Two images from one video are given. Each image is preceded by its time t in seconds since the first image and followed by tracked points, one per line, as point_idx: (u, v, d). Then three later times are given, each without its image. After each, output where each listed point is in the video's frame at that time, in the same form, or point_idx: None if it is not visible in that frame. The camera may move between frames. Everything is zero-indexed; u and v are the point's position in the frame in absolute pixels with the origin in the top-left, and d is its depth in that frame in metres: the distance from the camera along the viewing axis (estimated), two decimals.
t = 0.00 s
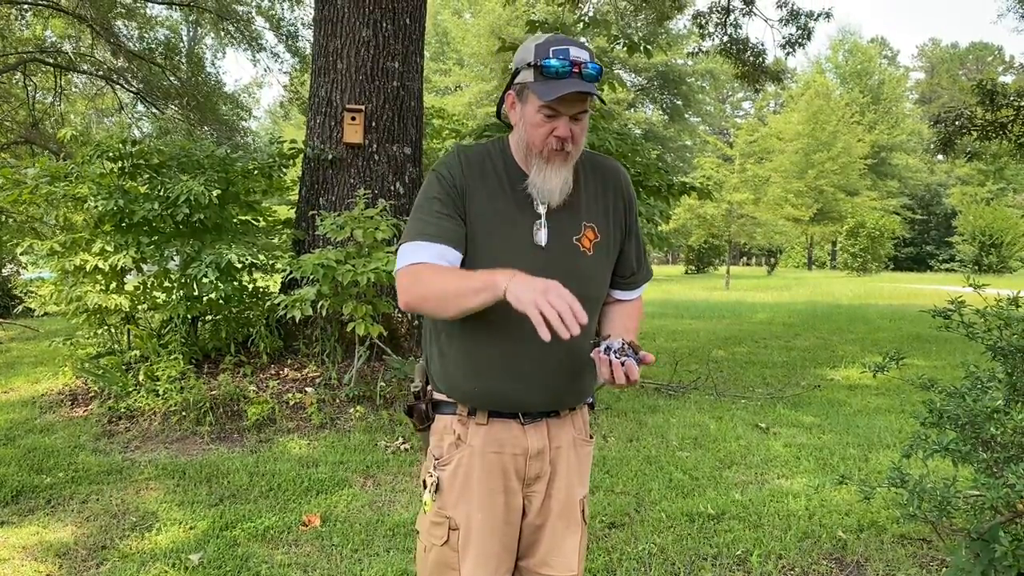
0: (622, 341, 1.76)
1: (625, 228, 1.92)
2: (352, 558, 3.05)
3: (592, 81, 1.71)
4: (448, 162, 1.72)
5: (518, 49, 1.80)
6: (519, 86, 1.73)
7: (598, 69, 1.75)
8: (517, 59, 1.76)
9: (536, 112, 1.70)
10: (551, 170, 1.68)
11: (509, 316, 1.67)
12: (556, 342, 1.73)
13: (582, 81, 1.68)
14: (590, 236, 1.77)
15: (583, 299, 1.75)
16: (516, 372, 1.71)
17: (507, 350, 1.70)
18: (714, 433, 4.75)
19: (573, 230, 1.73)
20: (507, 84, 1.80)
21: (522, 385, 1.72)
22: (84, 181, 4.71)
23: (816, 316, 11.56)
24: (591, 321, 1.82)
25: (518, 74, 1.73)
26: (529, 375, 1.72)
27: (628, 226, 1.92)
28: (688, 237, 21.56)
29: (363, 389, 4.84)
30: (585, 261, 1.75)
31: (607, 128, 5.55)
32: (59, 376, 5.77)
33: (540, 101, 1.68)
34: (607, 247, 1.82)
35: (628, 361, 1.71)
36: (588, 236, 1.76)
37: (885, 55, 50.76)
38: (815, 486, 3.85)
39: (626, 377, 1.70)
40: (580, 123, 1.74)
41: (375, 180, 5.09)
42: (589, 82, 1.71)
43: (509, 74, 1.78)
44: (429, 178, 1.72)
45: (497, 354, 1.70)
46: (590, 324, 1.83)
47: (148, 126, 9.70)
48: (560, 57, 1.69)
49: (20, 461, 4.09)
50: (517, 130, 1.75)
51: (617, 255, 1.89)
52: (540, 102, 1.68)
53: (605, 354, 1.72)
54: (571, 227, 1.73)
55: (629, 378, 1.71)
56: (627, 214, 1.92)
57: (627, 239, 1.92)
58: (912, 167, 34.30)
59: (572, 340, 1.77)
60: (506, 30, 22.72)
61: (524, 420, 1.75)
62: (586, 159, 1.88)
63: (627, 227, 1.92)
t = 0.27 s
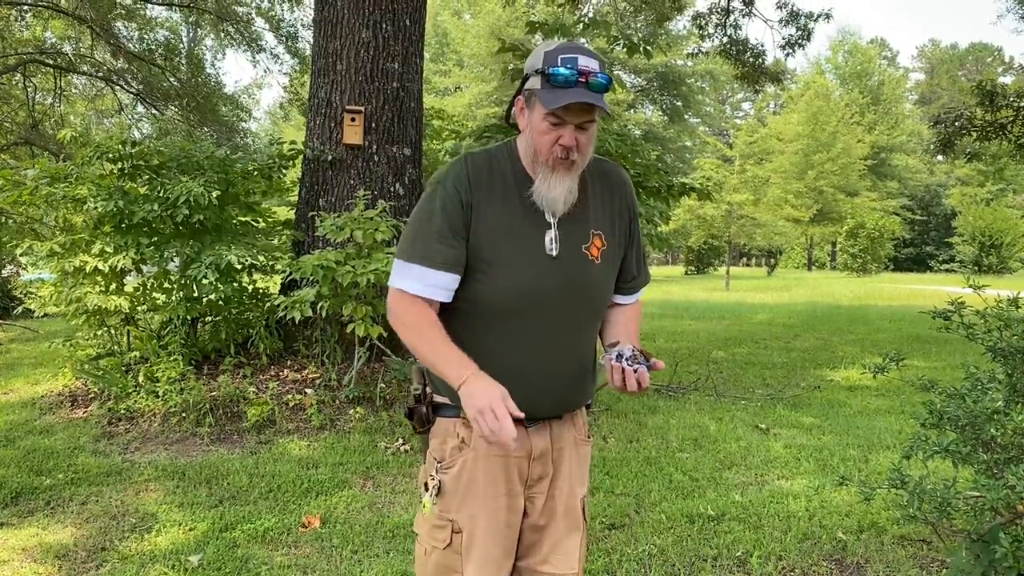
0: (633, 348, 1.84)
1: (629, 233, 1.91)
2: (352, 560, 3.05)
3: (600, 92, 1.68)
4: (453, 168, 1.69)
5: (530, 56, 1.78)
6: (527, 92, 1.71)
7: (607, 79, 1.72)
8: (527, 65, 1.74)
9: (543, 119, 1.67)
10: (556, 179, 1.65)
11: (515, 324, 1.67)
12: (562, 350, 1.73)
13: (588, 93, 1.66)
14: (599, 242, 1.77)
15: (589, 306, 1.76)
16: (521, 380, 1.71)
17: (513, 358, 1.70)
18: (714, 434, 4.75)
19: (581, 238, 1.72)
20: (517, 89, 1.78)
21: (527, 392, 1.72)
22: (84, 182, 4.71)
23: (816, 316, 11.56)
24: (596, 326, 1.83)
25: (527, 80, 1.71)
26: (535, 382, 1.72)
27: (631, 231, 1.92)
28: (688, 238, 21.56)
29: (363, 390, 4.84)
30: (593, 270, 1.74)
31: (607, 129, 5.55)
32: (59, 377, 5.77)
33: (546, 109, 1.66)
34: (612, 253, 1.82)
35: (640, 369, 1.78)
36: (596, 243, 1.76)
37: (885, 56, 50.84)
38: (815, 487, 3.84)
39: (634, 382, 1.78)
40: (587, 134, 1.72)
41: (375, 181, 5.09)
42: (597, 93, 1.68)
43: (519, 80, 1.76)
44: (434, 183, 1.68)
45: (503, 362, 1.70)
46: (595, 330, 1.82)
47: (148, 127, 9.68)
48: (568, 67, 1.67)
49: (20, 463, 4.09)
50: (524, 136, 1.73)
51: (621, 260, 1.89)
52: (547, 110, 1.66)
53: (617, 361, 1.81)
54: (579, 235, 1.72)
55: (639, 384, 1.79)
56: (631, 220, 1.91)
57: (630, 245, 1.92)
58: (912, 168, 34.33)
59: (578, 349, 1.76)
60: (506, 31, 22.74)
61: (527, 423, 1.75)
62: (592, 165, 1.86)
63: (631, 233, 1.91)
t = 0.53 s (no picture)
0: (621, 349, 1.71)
1: (635, 232, 1.85)
2: (352, 561, 3.04)
3: (539, 62, 1.70)
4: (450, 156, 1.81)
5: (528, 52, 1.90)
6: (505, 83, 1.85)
7: (559, 54, 1.73)
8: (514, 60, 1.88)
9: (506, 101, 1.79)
10: (512, 157, 1.70)
11: (500, 313, 1.69)
12: (548, 342, 1.72)
13: (522, 63, 1.70)
14: (590, 237, 1.74)
15: (579, 301, 1.73)
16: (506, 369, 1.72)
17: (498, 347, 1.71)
18: (714, 435, 4.75)
19: (569, 229, 1.72)
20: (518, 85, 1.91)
21: (513, 382, 1.72)
22: (83, 183, 4.71)
23: (816, 317, 11.56)
24: (594, 326, 1.78)
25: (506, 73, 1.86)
26: (521, 373, 1.72)
27: (639, 231, 1.85)
28: (688, 239, 21.56)
29: (363, 391, 4.84)
30: (582, 261, 1.72)
31: (607, 130, 5.55)
32: (59, 378, 5.77)
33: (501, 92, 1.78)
34: (611, 249, 1.78)
35: (623, 370, 1.66)
36: (587, 236, 1.74)
37: (884, 57, 50.87)
38: (815, 488, 3.84)
39: (615, 382, 1.67)
40: (544, 109, 1.73)
41: (375, 182, 5.09)
42: (540, 67, 1.70)
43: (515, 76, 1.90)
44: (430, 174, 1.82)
45: (488, 350, 1.72)
46: (592, 329, 1.78)
47: (148, 128, 9.66)
48: (513, 46, 1.75)
49: (20, 464, 4.09)
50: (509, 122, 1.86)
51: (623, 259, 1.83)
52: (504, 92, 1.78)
53: (601, 361, 1.69)
54: (567, 227, 1.72)
55: (625, 387, 1.68)
56: (638, 218, 1.84)
57: (637, 244, 1.86)
58: (912, 168, 34.34)
59: (567, 341, 1.74)
60: (506, 32, 22.76)
61: (518, 423, 1.76)
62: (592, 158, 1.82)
63: (638, 231, 1.84)
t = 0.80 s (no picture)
0: (573, 343, 1.59)
1: (624, 232, 1.71)
2: (352, 562, 3.04)
3: (494, 54, 1.81)
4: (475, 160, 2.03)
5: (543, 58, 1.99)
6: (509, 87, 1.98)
7: (517, 47, 1.80)
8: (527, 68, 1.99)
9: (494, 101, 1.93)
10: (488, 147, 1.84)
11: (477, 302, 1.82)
12: (515, 333, 1.77)
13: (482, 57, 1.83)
14: (561, 232, 1.72)
15: (546, 296, 1.73)
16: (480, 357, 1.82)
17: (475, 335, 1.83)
18: (714, 436, 4.75)
19: (539, 225, 1.74)
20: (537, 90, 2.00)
21: (484, 370, 1.81)
22: (83, 184, 4.72)
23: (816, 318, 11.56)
24: (570, 325, 1.74)
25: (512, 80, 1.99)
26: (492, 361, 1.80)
27: (631, 231, 1.71)
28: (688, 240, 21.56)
29: (363, 392, 4.85)
30: (546, 255, 1.72)
31: (606, 131, 5.55)
32: (59, 379, 5.77)
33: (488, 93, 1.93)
34: (588, 248, 1.71)
35: (559, 361, 1.55)
36: (558, 232, 1.73)
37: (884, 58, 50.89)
38: (815, 489, 3.84)
39: (554, 373, 1.56)
40: (506, 100, 1.80)
41: (375, 183, 5.09)
42: (497, 59, 1.81)
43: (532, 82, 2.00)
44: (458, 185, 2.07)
45: (468, 337, 1.85)
46: (568, 329, 1.75)
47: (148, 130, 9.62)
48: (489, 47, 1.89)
49: (19, 465, 4.09)
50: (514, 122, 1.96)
51: (607, 260, 1.72)
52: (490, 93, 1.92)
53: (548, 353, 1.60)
54: (537, 223, 1.75)
55: (565, 381, 1.55)
56: (629, 216, 1.71)
57: (628, 245, 1.71)
58: (912, 169, 34.35)
59: (534, 336, 1.75)
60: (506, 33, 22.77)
61: (494, 422, 1.83)
62: (586, 156, 1.79)
63: (628, 229, 1.71)
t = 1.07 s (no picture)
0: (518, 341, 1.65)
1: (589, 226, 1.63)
2: (352, 563, 3.04)
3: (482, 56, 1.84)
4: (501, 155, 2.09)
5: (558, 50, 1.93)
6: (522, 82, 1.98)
7: (497, 48, 1.80)
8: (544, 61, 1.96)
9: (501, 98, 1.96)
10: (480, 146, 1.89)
11: (466, 291, 1.87)
12: (489, 326, 1.79)
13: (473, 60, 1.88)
14: (527, 225, 1.70)
15: (513, 289, 1.73)
16: (466, 345, 1.86)
17: (464, 324, 1.87)
18: (714, 437, 4.75)
19: (512, 217, 1.74)
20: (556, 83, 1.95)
21: (466, 360, 1.86)
22: (84, 186, 4.73)
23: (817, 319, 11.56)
24: (540, 320, 1.72)
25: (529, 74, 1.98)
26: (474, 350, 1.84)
27: (595, 227, 1.62)
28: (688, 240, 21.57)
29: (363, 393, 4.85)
30: (513, 247, 1.72)
31: (606, 132, 5.56)
32: (59, 381, 5.77)
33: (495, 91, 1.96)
34: (551, 242, 1.67)
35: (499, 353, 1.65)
36: (526, 224, 1.71)
37: (885, 59, 50.91)
38: (815, 489, 3.84)
39: (493, 361, 1.69)
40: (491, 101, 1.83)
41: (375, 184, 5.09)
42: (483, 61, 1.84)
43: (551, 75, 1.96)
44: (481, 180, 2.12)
45: (460, 325, 1.90)
46: (539, 323, 1.72)
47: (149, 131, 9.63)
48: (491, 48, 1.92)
49: (20, 466, 4.09)
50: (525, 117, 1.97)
51: (572, 255, 1.66)
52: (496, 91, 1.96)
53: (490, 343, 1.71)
54: (511, 215, 1.75)
55: (499, 366, 1.67)
56: (594, 211, 1.63)
57: (595, 240, 1.63)
58: (912, 170, 34.36)
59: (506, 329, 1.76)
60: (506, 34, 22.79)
61: (480, 419, 1.85)
62: (568, 151, 1.74)
63: (591, 224, 1.62)
